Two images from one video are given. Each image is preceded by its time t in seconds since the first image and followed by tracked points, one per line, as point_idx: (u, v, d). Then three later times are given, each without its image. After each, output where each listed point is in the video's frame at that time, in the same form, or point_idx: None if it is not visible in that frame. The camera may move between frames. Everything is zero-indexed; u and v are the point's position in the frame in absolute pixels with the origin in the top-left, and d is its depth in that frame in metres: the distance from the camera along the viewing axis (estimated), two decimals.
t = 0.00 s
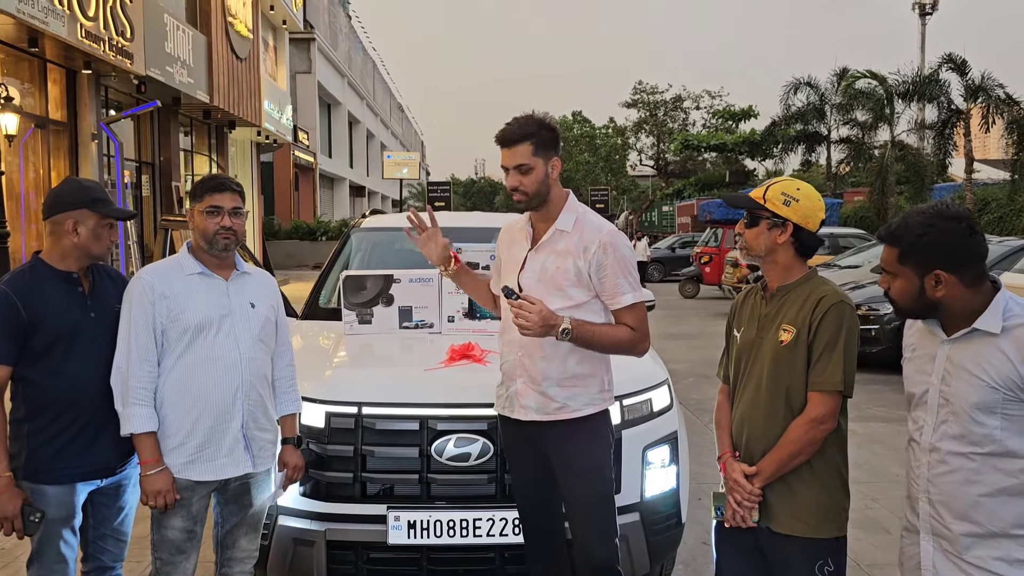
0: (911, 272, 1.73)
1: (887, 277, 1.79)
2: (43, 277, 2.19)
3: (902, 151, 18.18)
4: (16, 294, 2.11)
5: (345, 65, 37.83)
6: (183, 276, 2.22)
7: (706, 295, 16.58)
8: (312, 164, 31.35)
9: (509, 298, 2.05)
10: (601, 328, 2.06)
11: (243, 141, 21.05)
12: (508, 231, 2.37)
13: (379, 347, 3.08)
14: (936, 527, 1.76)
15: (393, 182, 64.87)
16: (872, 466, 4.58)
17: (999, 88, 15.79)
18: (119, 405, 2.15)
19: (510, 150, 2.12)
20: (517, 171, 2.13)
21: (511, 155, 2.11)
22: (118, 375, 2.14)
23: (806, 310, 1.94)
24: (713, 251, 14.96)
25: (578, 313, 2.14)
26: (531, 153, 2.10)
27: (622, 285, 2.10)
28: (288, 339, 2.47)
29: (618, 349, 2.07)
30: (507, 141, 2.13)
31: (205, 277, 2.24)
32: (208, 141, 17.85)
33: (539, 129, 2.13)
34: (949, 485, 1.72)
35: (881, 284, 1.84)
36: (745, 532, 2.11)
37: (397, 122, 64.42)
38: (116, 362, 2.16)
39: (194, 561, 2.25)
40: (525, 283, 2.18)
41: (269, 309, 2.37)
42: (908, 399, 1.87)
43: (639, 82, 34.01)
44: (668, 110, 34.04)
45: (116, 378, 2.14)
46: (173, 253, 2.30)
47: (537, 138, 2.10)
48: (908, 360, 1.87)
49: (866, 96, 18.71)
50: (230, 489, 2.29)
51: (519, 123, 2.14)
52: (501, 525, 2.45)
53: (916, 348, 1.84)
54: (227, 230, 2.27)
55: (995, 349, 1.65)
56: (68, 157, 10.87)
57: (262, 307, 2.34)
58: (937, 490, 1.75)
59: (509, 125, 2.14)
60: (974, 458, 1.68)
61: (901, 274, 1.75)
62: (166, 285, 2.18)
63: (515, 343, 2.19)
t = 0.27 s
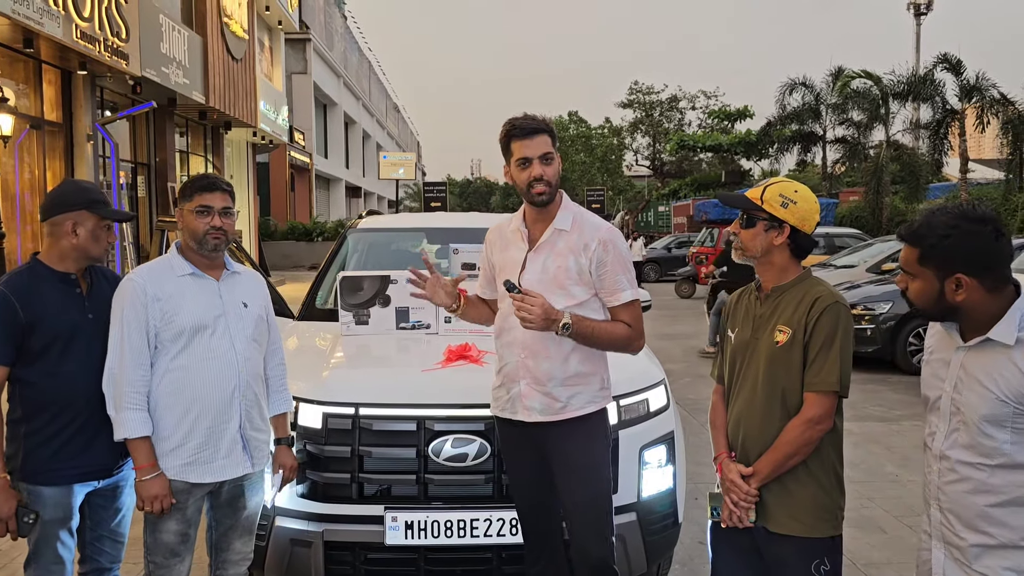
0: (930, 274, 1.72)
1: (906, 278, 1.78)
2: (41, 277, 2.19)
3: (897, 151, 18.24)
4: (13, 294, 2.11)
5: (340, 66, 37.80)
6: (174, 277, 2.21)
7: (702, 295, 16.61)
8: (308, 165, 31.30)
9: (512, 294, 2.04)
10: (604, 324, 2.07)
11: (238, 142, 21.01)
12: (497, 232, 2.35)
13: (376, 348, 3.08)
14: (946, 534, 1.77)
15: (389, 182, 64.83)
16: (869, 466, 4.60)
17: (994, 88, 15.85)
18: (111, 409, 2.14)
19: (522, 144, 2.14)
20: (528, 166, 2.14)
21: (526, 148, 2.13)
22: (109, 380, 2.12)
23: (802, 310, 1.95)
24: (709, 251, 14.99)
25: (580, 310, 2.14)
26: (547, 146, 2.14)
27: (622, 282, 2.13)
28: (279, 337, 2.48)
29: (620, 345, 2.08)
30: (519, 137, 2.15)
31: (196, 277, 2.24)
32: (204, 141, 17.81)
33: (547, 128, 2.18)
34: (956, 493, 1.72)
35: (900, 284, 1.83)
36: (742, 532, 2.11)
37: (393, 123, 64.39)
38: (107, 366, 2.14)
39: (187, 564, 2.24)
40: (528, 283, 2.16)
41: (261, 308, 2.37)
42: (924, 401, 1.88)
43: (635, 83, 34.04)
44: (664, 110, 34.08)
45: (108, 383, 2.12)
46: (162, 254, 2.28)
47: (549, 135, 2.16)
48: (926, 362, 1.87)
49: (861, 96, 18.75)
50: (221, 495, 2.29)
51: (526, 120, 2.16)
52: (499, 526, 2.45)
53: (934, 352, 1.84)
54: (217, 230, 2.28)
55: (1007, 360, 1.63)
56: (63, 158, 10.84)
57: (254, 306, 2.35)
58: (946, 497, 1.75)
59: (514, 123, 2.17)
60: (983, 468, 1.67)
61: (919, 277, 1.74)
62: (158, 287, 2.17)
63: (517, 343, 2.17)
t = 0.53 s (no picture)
0: (947, 271, 1.68)
1: (923, 274, 1.74)
2: (40, 277, 2.19)
3: (891, 151, 18.30)
4: (13, 293, 2.11)
5: (335, 65, 37.75)
6: (166, 277, 2.20)
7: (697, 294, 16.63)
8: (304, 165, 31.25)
9: (524, 296, 2.05)
10: (605, 321, 2.09)
11: (233, 142, 20.96)
12: (489, 231, 2.34)
13: (372, 347, 3.09)
14: (952, 538, 1.74)
15: (384, 182, 64.76)
16: (864, 464, 4.61)
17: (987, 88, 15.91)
18: (103, 411, 2.13)
19: (517, 145, 2.14)
20: (523, 166, 2.14)
21: (521, 149, 2.13)
22: (101, 382, 2.11)
23: (796, 310, 1.96)
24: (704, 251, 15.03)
25: (580, 308, 2.16)
26: (542, 147, 2.15)
27: (622, 279, 2.16)
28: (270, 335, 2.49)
29: (621, 341, 2.11)
30: (515, 137, 2.15)
31: (188, 277, 2.23)
32: (198, 141, 17.76)
33: (541, 128, 2.18)
34: (963, 497, 1.69)
35: (915, 280, 1.79)
36: (737, 531, 2.12)
37: (388, 122, 64.34)
38: (99, 368, 2.13)
39: (179, 564, 2.24)
40: (528, 282, 2.16)
41: (253, 306, 2.38)
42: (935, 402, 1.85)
43: (630, 82, 34.09)
44: (659, 110, 34.13)
45: (100, 385, 2.10)
46: (151, 254, 2.27)
47: (545, 135, 2.16)
48: (939, 363, 1.83)
49: (855, 95, 18.76)
50: (213, 497, 2.30)
51: (521, 120, 2.16)
52: (495, 524, 2.46)
53: (948, 352, 1.80)
54: (205, 229, 2.26)
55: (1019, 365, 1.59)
56: (57, 158, 10.80)
57: (246, 304, 2.35)
58: (953, 500, 1.73)
59: (509, 124, 2.17)
60: (991, 473, 1.64)
61: (936, 273, 1.70)
62: (150, 287, 2.16)
63: (517, 343, 2.17)
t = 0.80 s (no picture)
0: (956, 262, 1.69)
1: (932, 266, 1.76)
2: (39, 277, 2.19)
3: (888, 149, 18.32)
4: (13, 293, 2.11)
5: (332, 65, 37.70)
6: (159, 278, 2.18)
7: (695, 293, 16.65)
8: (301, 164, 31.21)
9: (527, 292, 2.05)
10: (604, 318, 2.10)
11: (230, 142, 20.92)
12: (481, 229, 2.32)
13: (369, 347, 3.09)
14: (951, 537, 1.73)
15: (381, 182, 64.71)
16: (860, 462, 4.63)
17: (984, 86, 15.94)
18: (95, 415, 2.10)
19: (514, 144, 2.14)
20: (519, 166, 2.14)
21: (518, 148, 2.13)
22: (93, 386, 2.08)
23: (793, 308, 1.97)
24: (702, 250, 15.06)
25: (580, 305, 2.16)
26: (539, 146, 2.14)
27: (619, 275, 2.17)
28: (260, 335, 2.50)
29: (619, 337, 2.13)
30: (511, 137, 2.15)
31: (181, 278, 2.22)
32: (195, 141, 17.74)
33: (538, 128, 2.18)
34: (964, 497, 1.69)
35: (924, 273, 1.80)
36: (733, 529, 2.14)
37: (385, 122, 64.28)
38: (91, 372, 2.10)
39: (173, 565, 2.23)
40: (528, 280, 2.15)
41: (246, 306, 2.38)
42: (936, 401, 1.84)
43: (627, 82, 34.09)
44: (656, 109, 34.14)
45: (92, 389, 2.08)
46: (142, 254, 2.25)
47: (541, 135, 2.16)
48: (942, 361, 1.83)
49: (852, 94, 18.66)
50: (208, 500, 2.30)
51: (519, 119, 2.16)
52: (493, 523, 2.46)
53: (951, 350, 1.80)
54: (198, 229, 2.25)
55: None
56: (54, 158, 10.77)
57: (240, 305, 2.35)
58: (954, 500, 1.72)
59: (506, 123, 2.17)
60: (994, 473, 1.63)
61: (945, 264, 1.72)
62: (143, 288, 2.14)
63: (516, 341, 2.16)
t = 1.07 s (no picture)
0: (964, 253, 1.70)
1: (936, 257, 1.76)
2: (40, 275, 2.19)
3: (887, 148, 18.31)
4: (13, 292, 2.11)
5: (331, 64, 37.68)
6: (152, 278, 2.17)
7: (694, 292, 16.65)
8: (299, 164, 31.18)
9: (528, 289, 2.05)
10: (603, 316, 2.11)
11: (229, 141, 20.90)
12: (478, 228, 2.31)
13: (369, 346, 3.09)
14: (945, 532, 1.74)
15: (380, 181, 64.66)
16: (859, 460, 4.63)
17: (983, 84, 15.93)
18: (89, 418, 2.09)
19: (512, 144, 2.14)
20: (517, 166, 2.14)
21: (515, 148, 2.13)
22: (87, 389, 2.06)
23: (791, 305, 1.97)
24: (701, 249, 15.07)
25: (578, 303, 2.16)
26: (536, 146, 2.14)
27: (617, 274, 2.18)
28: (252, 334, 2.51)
29: (617, 336, 2.14)
30: (509, 137, 2.14)
31: (174, 278, 2.21)
32: (194, 141, 17.73)
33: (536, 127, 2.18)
34: (960, 490, 1.69)
35: (925, 265, 1.80)
36: (732, 527, 2.14)
37: (384, 121, 64.26)
38: (84, 375, 2.08)
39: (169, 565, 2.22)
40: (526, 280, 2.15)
41: (238, 305, 2.38)
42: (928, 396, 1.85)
43: (626, 80, 34.08)
44: (655, 108, 34.13)
45: (86, 393, 2.06)
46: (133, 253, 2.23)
47: (539, 135, 2.15)
48: (936, 356, 1.84)
49: (852, 92, 18.34)
50: (204, 500, 2.30)
51: (516, 120, 2.16)
52: (493, 522, 2.47)
53: (946, 343, 1.81)
54: (191, 228, 2.25)
55: None
56: (52, 158, 10.75)
57: (233, 304, 2.36)
58: (949, 493, 1.73)
59: (504, 123, 2.16)
60: (991, 465, 1.63)
61: (952, 254, 1.72)
62: (137, 289, 2.13)
63: (515, 340, 2.16)
